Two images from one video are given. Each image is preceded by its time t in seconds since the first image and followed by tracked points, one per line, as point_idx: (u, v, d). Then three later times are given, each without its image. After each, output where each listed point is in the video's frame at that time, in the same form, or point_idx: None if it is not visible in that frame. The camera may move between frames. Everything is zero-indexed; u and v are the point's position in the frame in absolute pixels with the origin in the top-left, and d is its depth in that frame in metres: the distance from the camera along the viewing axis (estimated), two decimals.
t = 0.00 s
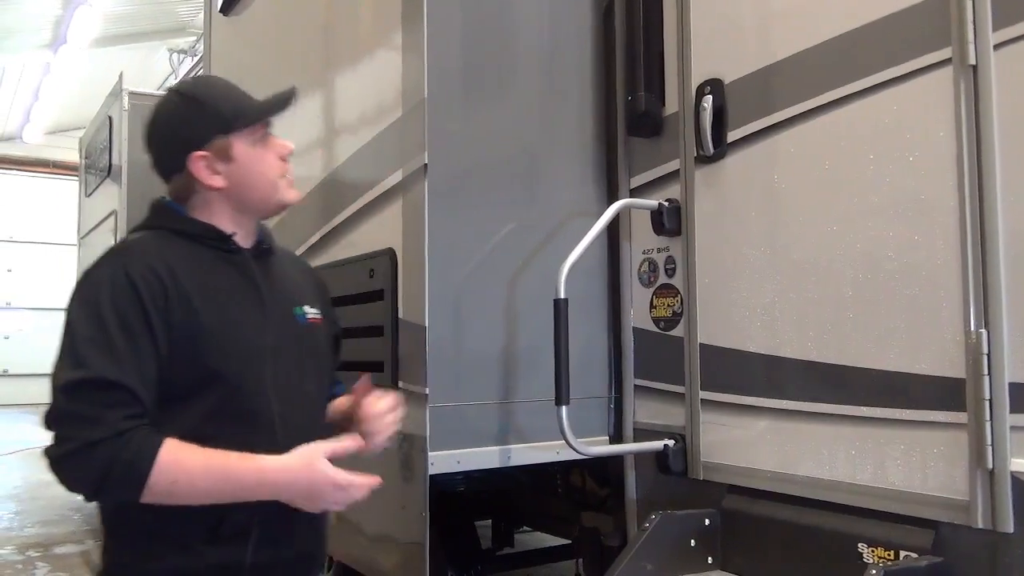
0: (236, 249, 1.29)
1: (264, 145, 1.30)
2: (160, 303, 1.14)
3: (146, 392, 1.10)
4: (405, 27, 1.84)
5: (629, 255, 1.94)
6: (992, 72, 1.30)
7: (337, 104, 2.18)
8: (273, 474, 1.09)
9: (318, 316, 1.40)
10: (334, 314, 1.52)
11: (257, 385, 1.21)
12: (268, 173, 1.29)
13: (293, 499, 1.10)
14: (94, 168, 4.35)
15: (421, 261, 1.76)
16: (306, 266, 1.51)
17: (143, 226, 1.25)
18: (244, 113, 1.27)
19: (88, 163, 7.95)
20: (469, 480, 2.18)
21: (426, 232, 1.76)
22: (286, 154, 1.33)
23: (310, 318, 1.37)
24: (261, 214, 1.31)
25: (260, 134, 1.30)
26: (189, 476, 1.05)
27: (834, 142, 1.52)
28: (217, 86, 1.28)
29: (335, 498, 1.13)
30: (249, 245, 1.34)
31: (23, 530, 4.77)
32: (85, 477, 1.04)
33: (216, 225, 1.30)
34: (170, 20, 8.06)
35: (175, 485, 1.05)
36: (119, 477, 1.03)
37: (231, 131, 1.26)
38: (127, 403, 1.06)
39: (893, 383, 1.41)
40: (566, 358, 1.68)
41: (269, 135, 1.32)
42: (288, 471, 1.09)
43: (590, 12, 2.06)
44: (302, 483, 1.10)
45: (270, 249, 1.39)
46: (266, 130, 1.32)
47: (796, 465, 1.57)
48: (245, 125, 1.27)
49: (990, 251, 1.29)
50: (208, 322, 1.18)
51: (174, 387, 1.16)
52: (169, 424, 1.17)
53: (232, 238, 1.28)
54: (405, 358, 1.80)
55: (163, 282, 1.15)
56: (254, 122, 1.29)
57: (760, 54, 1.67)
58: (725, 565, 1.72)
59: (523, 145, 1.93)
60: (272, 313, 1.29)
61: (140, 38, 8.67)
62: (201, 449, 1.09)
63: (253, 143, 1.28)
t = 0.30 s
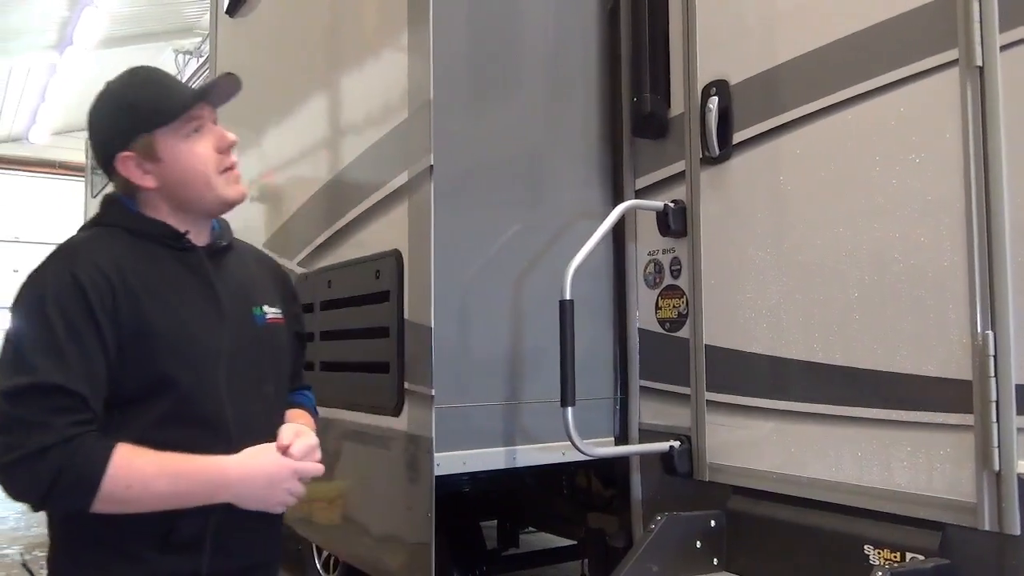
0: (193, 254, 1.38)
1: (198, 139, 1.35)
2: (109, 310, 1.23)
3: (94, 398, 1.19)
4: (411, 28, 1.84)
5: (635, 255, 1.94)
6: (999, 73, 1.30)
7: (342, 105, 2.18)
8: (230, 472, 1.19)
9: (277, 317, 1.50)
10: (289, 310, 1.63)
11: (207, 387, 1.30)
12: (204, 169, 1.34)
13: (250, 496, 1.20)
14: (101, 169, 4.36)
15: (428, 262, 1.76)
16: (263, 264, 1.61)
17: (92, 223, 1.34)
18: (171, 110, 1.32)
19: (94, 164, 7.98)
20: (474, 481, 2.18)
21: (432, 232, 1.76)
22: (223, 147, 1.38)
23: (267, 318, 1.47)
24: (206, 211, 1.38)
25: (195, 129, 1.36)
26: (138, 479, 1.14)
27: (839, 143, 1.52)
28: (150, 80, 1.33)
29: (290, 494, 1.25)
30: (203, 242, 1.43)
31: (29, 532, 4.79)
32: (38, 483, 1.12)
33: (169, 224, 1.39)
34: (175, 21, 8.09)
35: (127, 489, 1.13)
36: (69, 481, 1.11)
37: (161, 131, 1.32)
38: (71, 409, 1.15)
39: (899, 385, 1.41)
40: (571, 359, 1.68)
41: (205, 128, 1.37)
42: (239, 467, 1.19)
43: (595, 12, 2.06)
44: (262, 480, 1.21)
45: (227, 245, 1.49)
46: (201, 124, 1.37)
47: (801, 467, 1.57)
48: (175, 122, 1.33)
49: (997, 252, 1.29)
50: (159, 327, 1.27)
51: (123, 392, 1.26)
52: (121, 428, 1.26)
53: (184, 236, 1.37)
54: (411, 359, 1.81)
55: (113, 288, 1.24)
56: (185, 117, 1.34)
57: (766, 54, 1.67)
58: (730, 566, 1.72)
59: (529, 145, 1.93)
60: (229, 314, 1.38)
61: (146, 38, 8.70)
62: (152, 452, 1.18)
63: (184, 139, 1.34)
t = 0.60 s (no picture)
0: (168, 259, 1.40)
1: (129, 148, 1.29)
2: (75, 320, 1.25)
3: (62, 410, 1.22)
4: (416, 31, 1.85)
5: (640, 257, 1.95)
6: (1003, 75, 1.30)
7: (347, 108, 2.19)
8: (200, 477, 1.21)
9: (259, 317, 1.52)
10: (276, 307, 1.65)
11: (177, 394, 1.32)
12: (136, 181, 1.30)
13: (222, 498, 1.23)
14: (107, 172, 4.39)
15: (433, 264, 1.77)
16: (248, 265, 1.63)
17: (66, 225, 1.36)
18: (96, 123, 1.28)
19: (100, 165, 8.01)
20: (479, 482, 2.18)
21: (438, 234, 1.77)
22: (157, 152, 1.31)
23: (248, 319, 1.50)
24: (156, 220, 1.36)
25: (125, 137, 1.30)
26: (105, 487, 1.16)
27: (843, 145, 1.53)
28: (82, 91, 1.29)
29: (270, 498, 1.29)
30: (174, 246, 1.43)
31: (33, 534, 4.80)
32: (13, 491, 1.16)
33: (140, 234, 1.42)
34: (180, 22, 8.12)
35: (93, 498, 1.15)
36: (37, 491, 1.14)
37: (90, 145, 1.28)
38: (36, 421, 1.19)
39: (904, 387, 1.41)
40: (576, 361, 1.68)
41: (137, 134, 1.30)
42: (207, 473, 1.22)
43: (600, 15, 2.06)
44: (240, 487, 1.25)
45: (204, 247, 1.51)
46: (132, 130, 1.30)
47: (804, 469, 1.57)
48: (101, 135, 1.28)
49: (1001, 255, 1.29)
50: (128, 334, 1.29)
51: (95, 400, 1.28)
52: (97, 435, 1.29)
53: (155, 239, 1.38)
54: (417, 360, 1.81)
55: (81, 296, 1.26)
56: (112, 127, 1.28)
57: (770, 57, 1.67)
58: (735, 567, 1.72)
59: (533, 147, 1.94)
60: (205, 317, 1.40)
61: (151, 40, 8.73)
62: (119, 460, 1.20)
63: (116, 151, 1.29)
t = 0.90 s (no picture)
0: (154, 265, 1.43)
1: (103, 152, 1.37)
2: (56, 327, 1.29)
3: (45, 414, 1.26)
4: (423, 34, 1.86)
5: (645, 258, 1.95)
6: (1009, 77, 1.31)
7: (353, 109, 2.20)
8: (179, 479, 1.24)
9: (252, 316, 1.54)
10: (277, 309, 1.67)
11: (158, 398, 1.36)
12: (110, 183, 1.36)
13: (204, 501, 1.25)
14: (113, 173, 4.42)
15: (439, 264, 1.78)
16: (248, 265, 1.64)
17: (55, 233, 1.41)
18: (73, 131, 1.38)
19: (106, 166, 8.03)
20: (485, 482, 2.19)
21: (444, 235, 1.77)
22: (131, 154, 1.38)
23: (240, 319, 1.52)
24: (136, 223, 1.40)
25: (102, 143, 1.39)
26: (85, 490, 1.19)
27: (849, 146, 1.53)
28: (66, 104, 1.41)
29: (256, 499, 1.31)
30: (160, 250, 1.47)
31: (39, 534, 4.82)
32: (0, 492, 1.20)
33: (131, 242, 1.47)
34: (185, 23, 8.15)
35: (75, 501, 1.19)
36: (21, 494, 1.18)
37: (71, 152, 1.38)
38: (20, 425, 1.23)
39: (910, 387, 1.42)
40: (582, 362, 1.69)
41: (113, 139, 1.39)
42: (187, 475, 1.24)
43: (605, 16, 2.07)
44: (221, 490, 1.26)
45: (195, 249, 1.52)
46: (109, 136, 1.39)
47: (811, 469, 1.57)
48: (81, 143, 1.38)
49: (1007, 256, 1.30)
50: (110, 339, 1.33)
51: (79, 404, 1.32)
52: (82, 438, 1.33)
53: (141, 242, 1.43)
54: (423, 361, 1.83)
55: (62, 304, 1.30)
56: (89, 134, 1.38)
57: (776, 58, 1.68)
58: (741, 567, 1.73)
59: (539, 149, 1.94)
60: (189, 320, 1.43)
61: (156, 41, 8.76)
62: (100, 463, 1.24)
63: (92, 156, 1.38)
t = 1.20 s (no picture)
0: (155, 272, 1.44)
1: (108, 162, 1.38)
2: (57, 333, 1.31)
3: (46, 420, 1.28)
4: (430, 40, 1.88)
5: (651, 261, 1.97)
6: (1012, 84, 1.32)
7: (359, 114, 2.22)
8: (173, 485, 1.24)
9: (257, 321, 1.53)
10: (289, 315, 1.67)
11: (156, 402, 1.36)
12: (114, 193, 1.37)
13: (198, 505, 1.25)
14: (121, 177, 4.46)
15: (446, 268, 1.80)
16: (259, 268, 1.64)
17: (66, 240, 1.43)
18: (78, 143, 1.39)
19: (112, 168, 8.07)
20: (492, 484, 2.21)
21: (452, 239, 1.79)
22: (135, 165, 1.39)
23: (246, 323, 1.51)
24: (141, 232, 1.41)
25: (107, 153, 1.40)
26: (83, 494, 1.22)
27: (853, 152, 1.54)
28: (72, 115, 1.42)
29: (252, 505, 1.29)
30: (165, 257, 1.48)
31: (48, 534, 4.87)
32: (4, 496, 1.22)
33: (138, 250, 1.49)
34: (191, 25, 8.19)
35: (72, 505, 1.21)
36: (23, 496, 1.20)
37: (77, 163, 1.39)
38: (19, 430, 1.25)
39: (913, 391, 1.43)
40: (588, 365, 1.71)
41: (118, 150, 1.40)
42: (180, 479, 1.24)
43: (611, 22, 2.08)
44: (215, 494, 1.26)
45: (202, 254, 1.53)
46: (114, 147, 1.40)
47: (815, 472, 1.59)
48: (86, 155, 1.39)
49: (1009, 262, 1.31)
50: (109, 345, 1.34)
51: (80, 409, 1.34)
52: (85, 441, 1.35)
53: (146, 250, 1.44)
54: (430, 365, 1.84)
55: (62, 311, 1.32)
56: (94, 145, 1.39)
57: (781, 64, 1.69)
58: (746, 569, 1.74)
59: (546, 154, 1.96)
60: (192, 327, 1.43)
61: (162, 42, 8.80)
62: (101, 468, 1.26)
63: (97, 166, 1.39)
